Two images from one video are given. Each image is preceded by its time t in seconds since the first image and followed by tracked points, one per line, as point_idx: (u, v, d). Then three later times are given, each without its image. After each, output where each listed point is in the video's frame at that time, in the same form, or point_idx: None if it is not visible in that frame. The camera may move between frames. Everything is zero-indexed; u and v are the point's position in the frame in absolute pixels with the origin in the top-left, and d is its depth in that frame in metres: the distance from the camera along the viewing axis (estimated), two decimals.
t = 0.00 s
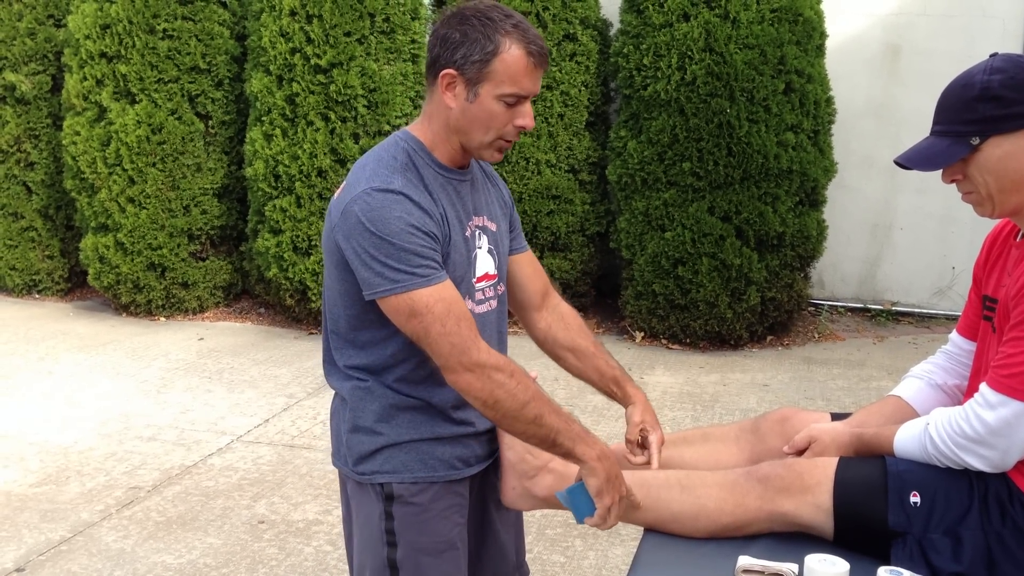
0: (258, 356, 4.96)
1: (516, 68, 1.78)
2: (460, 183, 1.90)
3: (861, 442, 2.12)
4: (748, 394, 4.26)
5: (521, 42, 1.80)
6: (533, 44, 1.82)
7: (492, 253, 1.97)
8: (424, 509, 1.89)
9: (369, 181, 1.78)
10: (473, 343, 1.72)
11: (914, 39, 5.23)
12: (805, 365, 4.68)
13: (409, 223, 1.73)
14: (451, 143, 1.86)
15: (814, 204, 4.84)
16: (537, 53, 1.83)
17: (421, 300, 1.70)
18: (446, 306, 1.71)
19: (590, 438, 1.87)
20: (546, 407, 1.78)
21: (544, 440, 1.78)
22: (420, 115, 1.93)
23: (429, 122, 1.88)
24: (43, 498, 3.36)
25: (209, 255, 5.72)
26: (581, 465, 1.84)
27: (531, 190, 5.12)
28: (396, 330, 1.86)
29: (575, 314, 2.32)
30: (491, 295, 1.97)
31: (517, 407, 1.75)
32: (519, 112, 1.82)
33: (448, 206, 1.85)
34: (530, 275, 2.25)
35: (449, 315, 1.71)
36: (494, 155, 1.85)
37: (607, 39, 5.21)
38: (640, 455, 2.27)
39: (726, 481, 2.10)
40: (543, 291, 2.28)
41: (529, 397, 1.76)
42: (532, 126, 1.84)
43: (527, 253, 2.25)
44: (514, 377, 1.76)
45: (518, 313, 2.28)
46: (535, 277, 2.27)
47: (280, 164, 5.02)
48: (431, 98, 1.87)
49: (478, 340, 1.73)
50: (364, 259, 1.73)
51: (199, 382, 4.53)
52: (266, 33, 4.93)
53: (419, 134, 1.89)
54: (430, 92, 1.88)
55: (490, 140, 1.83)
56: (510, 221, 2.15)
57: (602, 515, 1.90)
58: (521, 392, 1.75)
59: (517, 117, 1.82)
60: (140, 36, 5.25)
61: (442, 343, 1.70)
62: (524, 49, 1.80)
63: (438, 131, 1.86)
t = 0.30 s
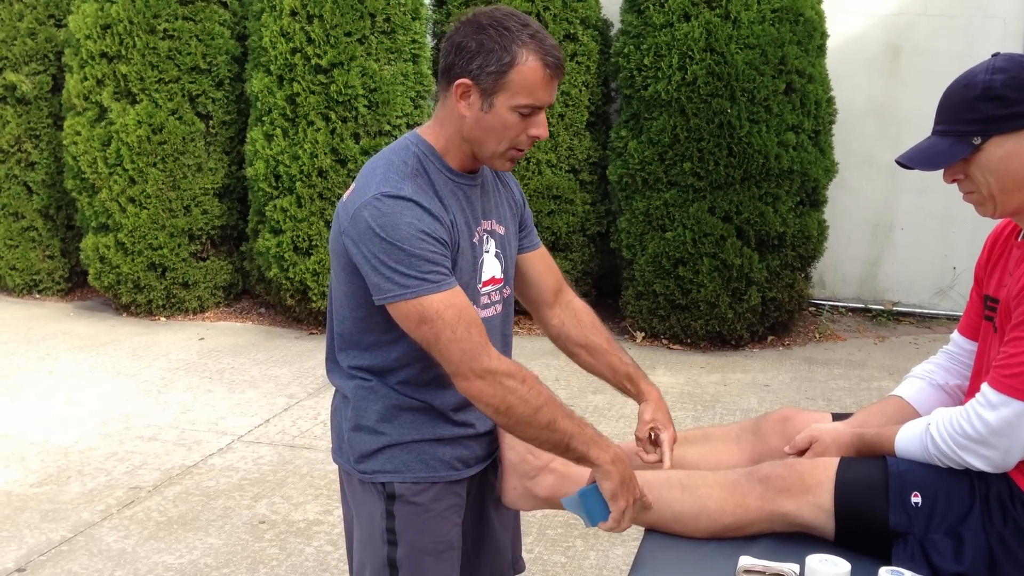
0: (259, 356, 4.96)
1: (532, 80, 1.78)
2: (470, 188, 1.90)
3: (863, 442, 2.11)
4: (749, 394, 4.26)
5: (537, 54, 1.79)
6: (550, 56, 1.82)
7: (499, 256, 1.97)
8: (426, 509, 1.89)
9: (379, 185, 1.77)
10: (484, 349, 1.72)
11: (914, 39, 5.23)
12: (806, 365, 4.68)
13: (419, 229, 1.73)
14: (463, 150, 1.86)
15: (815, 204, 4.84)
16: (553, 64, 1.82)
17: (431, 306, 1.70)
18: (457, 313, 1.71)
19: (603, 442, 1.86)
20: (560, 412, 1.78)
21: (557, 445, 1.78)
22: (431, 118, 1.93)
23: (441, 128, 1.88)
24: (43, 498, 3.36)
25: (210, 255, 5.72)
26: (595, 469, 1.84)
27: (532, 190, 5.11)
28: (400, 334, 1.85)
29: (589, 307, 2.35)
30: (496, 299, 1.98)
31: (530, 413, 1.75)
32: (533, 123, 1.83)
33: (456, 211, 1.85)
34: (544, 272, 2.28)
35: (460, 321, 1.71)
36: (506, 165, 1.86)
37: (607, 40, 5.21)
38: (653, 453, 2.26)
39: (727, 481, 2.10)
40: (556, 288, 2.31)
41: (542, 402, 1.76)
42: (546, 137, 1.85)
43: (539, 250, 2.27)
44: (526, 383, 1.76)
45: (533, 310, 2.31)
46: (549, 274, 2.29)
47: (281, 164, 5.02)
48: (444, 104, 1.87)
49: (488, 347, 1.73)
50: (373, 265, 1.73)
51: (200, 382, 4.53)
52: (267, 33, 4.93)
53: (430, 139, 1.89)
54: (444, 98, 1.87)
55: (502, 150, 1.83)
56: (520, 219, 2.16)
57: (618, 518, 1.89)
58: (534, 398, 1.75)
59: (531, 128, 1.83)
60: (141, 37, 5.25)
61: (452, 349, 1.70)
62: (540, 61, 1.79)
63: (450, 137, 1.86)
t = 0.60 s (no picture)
0: (259, 355, 4.97)
1: (544, 86, 1.78)
2: (481, 190, 1.91)
3: (862, 441, 2.12)
4: (749, 393, 4.26)
5: (550, 60, 1.79)
6: (562, 61, 1.81)
7: (505, 259, 1.99)
8: (426, 510, 1.89)
9: (392, 186, 1.77)
10: (505, 346, 1.72)
11: (915, 39, 5.23)
12: (806, 364, 4.68)
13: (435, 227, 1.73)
14: (472, 152, 1.86)
15: (815, 203, 4.84)
16: (565, 70, 1.82)
17: (449, 303, 1.69)
18: (475, 310, 1.70)
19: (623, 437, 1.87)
20: (582, 406, 1.79)
21: (580, 441, 1.78)
22: (441, 119, 1.93)
23: (451, 129, 1.88)
24: (43, 497, 3.36)
25: (210, 255, 5.73)
26: (617, 464, 1.85)
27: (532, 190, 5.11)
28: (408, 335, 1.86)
29: (601, 307, 2.35)
30: (501, 301, 1.99)
31: (554, 408, 1.75)
32: (543, 128, 1.83)
33: (468, 213, 1.86)
34: (555, 270, 2.29)
35: (479, 318, 1.70)
36: (512, 168, 1.86)
37: (608, 39, 5.21)
38: (661, 456, 2.26)
39: (726, 481, 2.10)
40: (567, 288, 2.31)
41: (565, 397, 1.76)
42: (555, 142, 1.85)
43: (550, 250, 2.29)
44: (548, 378, 1.76)
45: (544, 309, 2.32)
46: (559, 274, 2.30)
47: (281, 163, 5.02)
48: (454, 106, 1.87)
49: (508, 344, 1.73)
50: (389, 263, 1.72)
51: (200, 382, 4.53)
52: (267, 33, 4.93)
53: (439, 140, 1.89)
54: (454, 100, 1.87)
55: (511, 153, 1.84)
56: (528, 221, 2.17)
57: (641, 514, 1.90)
58: (558, 394, 1.75)
59: (540, 132, 1.83)
60: (141, 36, 5.25)
61: (473, 346, 1.69)
62: (552, 66, 1.79)
63: (459, 140, 1.86)
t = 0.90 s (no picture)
0: (258, 355, 4.97)
1: (553, 88, 1.78)
2: (487, 192, 1.91)
3: (861, 441, 2.12)
4: (748, 393, 4.26)
5: (559, 62, 1.78)
6: (572, 64, 1.81)
7: (510, 261, 1.99)
8: (428, 512, 1.89)
9: (400, 187, 1.77)
10: (511, 351, 1.72)
11: (914, 39, 5.23)
12: (805, 364, 4.69)
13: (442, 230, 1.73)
14: (479, 154, 1.86)
15: (814, 203, 4.84)
16: (575, 72, 1.82)
17: (455, 307, 1.69)
18: (481, 315, 1.70)
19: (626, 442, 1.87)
20: (586, 412, 1.79)
21: (584, 446, 1.78)
22: (449, 119, 1.93)
23: (458, 131, 1.88)
24: (42, 497, 3.36)
25: (209, 254, 5.72)
26: (621, 470, 1.85)
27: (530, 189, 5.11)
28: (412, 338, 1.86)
29: (604, 309, 2.35)
30: (505, 303, 1.99)
31: (558, 415, 1.75)
32: (551, 130, 1.83)
33: (474, 215, 1.86)
34: (558, 271, 2.28)
35: (485, 322, 1.70)
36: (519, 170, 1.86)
37: (607, 39, 5.21)
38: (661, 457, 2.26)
39: (726, 481, 2.10)
40: (570, 289, 2.31)
41: (570, 403, 1.77)
42: (563, 145, 1.85)
43: (554, 251, 2.28)
44: (553, 384, 1.76)
45: (547, 310, 2.32)
46: (562, 275, 2.29)
47: (280, 163, 5.02)
48: (462, 107, 1.87)
49: (513, 349, 1.73)
50: (395, 266, 1.72)
51: (200, 381, 4.53)
52: (266, 32, 4.93)
53: (447, 140, 1.89)
54: (463, 101, 1.87)
55: (518, 155, 1.83)
56: (533, 221, 2.17)
57: (642, 519, 1.90)
58: (562, 399, 1.76)
59: (549, 135, 1.83)
60: (140, 36, 5.25)
61: (478, 351, 1.69)
62: (562, 69, 1.79)
63: (466, 142, 1.86)
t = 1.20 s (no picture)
0: (259, 353, 4.97)
1: (554, 85, 1.77)
2: (492, 190, 1.90)
3: (863, 440, 2.12)
4: (750, 392, 4.25)
5: (560, 59, 1.77)
6: (573, 61, 1.80)
7: (514, 260, 1.99)
8: (432, 512, 1.89)
9: (403, 187, 1.77)
10: (512, 354, 1.73)
11: (916, 37, 5.22)
12: (807, 363, 4.68)
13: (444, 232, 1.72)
14: (483, 153, 1.86)
15: (816, 202, 4.84)
16: (576, 70, 1.81)
17: (456, 310, 1.70)
18: (482, 319, 1.70)
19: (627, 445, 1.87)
20: (585, 416, 1.79)
21: (583, 450, 1.78)
22: (452, 118, 1.93)
23: (461, 129, 1.88)
24: (44, 496, 3.36)
25: (211, 253, 5.72)
26: (618, 472, 1.84)
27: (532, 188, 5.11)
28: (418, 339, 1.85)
29: (607, 309, 2.35)
30: (511, 303, 2.00)
31: (558, 419, 1.75)
32: (554, 128, 1.82)
33: (479, 215, 1.86)
34: (562, 269, 2.29)
35: (487, 326, 1.70)
36: (524, 168, 1.86)
37: (608, 38, 5.21)
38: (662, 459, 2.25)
39: (727, 480, 2.10)
40: (574, 287, 2.31)
41: (570, 407, 1.76)
42: (566, 143, 1.84)
43: (558, 249, 2.28)
44: (553, 388, 1.76)
45: (551, 309, 2.32)
46: (566, 273, 2.30)
47: (281, 162, 5.02)
48: (465, 106, 1.87)
49: (514, 351, 1.73)
50: (397, 266, 1.73)
51: (201, 380, 4.53)
52: (267, 31, 4.93)
53: (450, 139, 1.89)
54: (465, 99, 1.87)
55: (521, 153, 1.83)
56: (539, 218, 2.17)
57: (639, 522, 1.89)
58: (562, 403, 1.76)
59: (551, 133, 1.82)
60: (141, 34, 5.24)
61: (480, 354, 1.70)
62: (562, 67, 1.78)
63: (469, 140, 1.86)
